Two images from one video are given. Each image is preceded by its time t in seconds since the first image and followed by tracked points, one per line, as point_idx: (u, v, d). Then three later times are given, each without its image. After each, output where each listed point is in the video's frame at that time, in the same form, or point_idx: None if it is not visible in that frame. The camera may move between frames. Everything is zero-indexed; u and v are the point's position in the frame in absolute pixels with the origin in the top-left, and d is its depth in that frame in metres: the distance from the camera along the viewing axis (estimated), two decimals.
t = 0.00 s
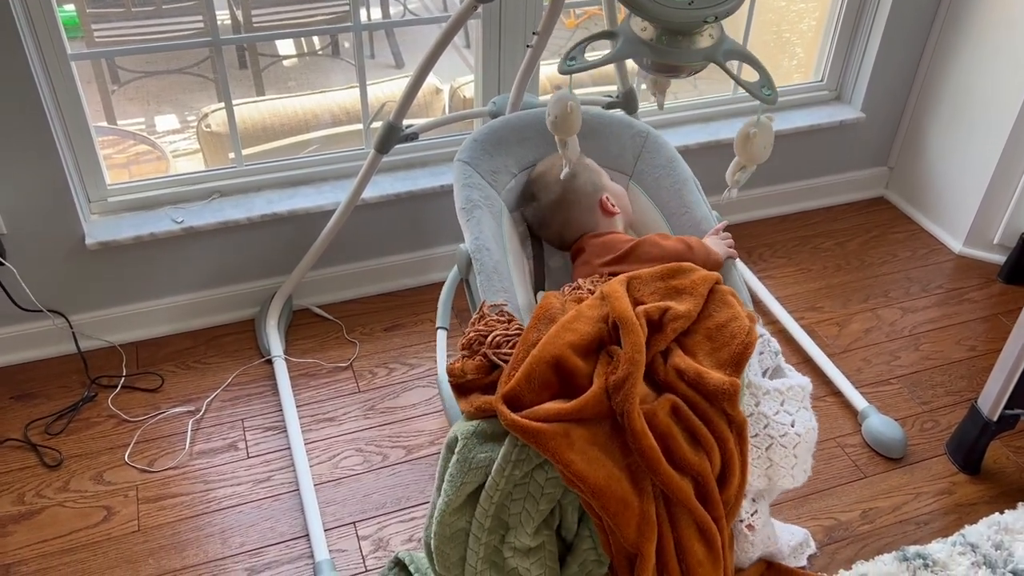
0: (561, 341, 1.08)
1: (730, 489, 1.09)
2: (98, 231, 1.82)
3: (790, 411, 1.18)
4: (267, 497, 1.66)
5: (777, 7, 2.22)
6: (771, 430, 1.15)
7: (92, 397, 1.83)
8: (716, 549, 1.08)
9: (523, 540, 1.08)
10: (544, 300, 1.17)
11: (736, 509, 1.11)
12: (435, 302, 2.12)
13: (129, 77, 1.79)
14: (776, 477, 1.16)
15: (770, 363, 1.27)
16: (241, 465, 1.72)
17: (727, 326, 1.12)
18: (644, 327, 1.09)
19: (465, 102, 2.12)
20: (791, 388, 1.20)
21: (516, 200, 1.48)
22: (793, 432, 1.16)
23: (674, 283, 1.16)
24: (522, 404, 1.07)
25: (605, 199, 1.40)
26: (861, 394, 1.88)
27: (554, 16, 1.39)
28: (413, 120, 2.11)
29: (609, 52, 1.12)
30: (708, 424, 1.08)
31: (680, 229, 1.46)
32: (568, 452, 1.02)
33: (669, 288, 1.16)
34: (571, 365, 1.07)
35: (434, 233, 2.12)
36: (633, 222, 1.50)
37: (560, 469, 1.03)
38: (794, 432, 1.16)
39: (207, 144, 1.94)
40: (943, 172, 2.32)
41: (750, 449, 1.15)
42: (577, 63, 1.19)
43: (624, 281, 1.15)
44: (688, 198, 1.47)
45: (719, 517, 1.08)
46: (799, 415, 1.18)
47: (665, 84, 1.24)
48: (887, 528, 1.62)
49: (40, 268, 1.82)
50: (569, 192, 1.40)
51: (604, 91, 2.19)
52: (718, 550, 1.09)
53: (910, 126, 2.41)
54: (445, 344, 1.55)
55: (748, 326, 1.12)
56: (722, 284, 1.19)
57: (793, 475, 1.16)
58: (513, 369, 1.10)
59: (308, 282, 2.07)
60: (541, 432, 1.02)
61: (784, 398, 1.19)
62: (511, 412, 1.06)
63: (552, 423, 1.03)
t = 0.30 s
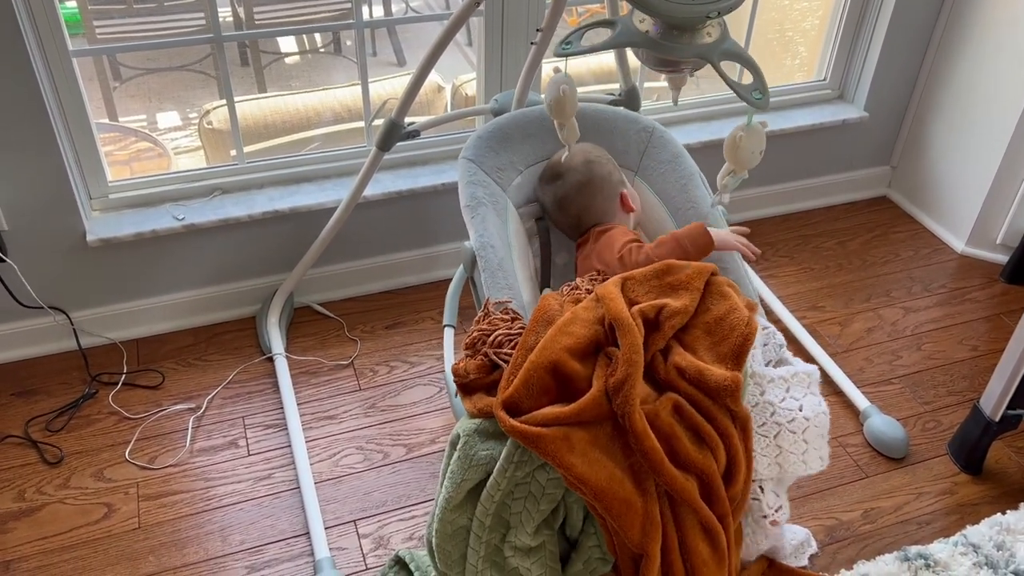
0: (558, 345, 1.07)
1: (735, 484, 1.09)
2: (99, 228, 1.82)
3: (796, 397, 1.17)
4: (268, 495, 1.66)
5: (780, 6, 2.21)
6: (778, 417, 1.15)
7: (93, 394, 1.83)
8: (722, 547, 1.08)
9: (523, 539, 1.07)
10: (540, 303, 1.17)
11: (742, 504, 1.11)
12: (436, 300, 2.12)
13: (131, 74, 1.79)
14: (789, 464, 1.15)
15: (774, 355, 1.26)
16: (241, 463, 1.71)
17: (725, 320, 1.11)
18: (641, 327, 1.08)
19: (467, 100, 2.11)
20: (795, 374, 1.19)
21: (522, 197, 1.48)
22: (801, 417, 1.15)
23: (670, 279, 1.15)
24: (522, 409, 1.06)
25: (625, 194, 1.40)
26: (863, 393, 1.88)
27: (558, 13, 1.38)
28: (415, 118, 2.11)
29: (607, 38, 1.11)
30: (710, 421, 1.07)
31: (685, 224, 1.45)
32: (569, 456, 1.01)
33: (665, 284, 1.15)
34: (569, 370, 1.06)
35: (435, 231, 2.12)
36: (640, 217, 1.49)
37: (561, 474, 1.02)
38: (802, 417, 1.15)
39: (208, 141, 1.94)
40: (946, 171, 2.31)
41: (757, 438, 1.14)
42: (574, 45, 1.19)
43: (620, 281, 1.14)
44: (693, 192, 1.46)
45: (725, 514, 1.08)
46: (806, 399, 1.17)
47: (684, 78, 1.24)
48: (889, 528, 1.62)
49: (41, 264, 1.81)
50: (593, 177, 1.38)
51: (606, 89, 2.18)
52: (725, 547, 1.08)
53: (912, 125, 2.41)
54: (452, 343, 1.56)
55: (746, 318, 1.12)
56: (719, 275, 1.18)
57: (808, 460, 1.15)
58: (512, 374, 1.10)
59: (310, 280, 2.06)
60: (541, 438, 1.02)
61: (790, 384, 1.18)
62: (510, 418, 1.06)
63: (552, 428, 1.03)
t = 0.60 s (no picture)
0: (566, 349, 1.08)
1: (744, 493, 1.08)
2: (100, 225, 1.82)
3: (815, 386, 1.17)
4: (269, 492, 1.66)
5: (782, 5, 2.21)
6: (798, 408, 1.14)
7: (94, 391, 1.83)
8: (729, 556, 1.06)
9: (526, 542, 1.08)
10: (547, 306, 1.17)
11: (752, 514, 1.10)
12: (437, 298, 2.12)
13: (133, 71, 1.79)
14: (819, 451, 1.13)
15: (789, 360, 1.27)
16: (243, 460, 1.71)
17: (732, 324, 1.12)
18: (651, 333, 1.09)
19: (469, 98, 2.11)
20: (810, 365, 1.19)
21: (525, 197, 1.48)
22: (823, 404, 1.14)
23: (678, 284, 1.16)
24: (529, 414, 1.07)
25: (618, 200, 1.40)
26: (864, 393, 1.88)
27: (560, 13, 1.38)
28: (417, 116, 2.11)
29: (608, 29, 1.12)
30: (719, 428, 1.07)
31: (687, 224, 1.45)
32: (576, 460, 1.02)
33: (673, 291, 1.16)
34: (577, 374, 1.07)
35: (437, 229, 2.12)
36: (642, 216, 1.49)
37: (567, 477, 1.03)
38: (823, 404, 1.14)
39: (210, 138, 1.94)
40: (948, 170, 2.31)
41: (778, 432, 1.14)
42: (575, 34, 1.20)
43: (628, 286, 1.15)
44: (695, 191, 1.46)
45: (732, 521, 1.07)
46: (825, 387, 1.16)
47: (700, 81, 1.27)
48: (890, 528, 1.62)
49: (43, 260, 1.82)
50: (589, 181, 1.38)
51: (608, 87, 2.18)
52: (733, 556, 1.07)
53: (914, 125, 2.40)
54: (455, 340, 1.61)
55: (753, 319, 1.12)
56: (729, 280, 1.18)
57: (833, 445, 1.13)
58: (519, 378, 1.10)
59: (311, 278, 2.06)
60: (548, 441, 1.02)
61: (807, 375, 1.18)
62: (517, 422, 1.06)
63: (559, 432, 1.03)
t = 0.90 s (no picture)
0: (597, 366, 1.08)
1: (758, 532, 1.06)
2: (101, 222, 1.82)
3: (833, 417, 1.15)
4: (269, 490, 1.65)
5: (783, 3, 2.20)
6: (818, 439, 1.12)
7: (94, 389, 1.83)
8: None
9: (532, 554, 1.07)
10: (574, 312, 1.16)
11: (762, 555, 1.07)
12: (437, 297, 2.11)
13: (133, 69, 1.79)
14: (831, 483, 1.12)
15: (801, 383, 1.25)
16: (243, 459, 1.71)
17: (765, 355, 1.11)
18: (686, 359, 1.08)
19: (470, 96, 2.11)
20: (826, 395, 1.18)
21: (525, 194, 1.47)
22: (842, 436, 1.12)
23: (713, 307, 1.15)
24: (552, 431, 1.07)
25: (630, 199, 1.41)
26: (865, 392, 1.88)
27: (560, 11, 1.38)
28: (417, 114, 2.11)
29: (610, 22, 1.14)
30: (741, 461, 1.06)
31: (685, 226, 1.45)
32: (595, 483, 1.02)
33: (708, 314, 1.15)
34: (606, 394, 1.07)
35: (437, 228, 2.12)
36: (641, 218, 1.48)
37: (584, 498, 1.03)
38: (842, 436, 1.12)
39: (210, 136, 1.94)
40: (949, 170, 2.31)
41: (796, 461, 1.11)
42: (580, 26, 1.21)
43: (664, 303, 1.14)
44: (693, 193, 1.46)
45: (742, 555, 1.05)
46: (842, 417, 1.15)
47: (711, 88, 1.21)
48: (890, 528, 1.62)
49: (44, 258, 1.81)
50: (592, 175, 1.38)
51: (609, 86, 2.18)
52: None
53: (915, 124, 2.40)
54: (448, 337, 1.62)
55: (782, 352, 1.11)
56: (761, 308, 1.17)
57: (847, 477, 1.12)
58: (545, 393, 1.10)
59: (312, 276, 2.06)
60: (569, 461, 1.03)
61: (826, 405, 1.16)
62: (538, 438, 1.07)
63: (580, 452, 1.04)
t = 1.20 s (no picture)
0: (613, 375, 1.06)
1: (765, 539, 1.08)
2: (99, 221, 1.82)
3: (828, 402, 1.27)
4: (267, 488, 1.66)
5: (781, 2, 2.21)
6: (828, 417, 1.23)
7: (92, 387, 1.83)
8: None
9: (544, 563, 1.08)
10: (583, 316, 1.14)
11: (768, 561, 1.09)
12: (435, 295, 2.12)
13: (130, 67, 1.79)
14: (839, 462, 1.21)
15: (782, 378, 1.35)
16: (241, 457, 1.72)
17: (772, 355, 1.13)
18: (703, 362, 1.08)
19: (468, 95, 2.11)
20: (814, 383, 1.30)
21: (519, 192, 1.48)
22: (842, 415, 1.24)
23: (720, 306, 1.16)
24: (568, 440, 1.06)
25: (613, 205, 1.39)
26: (861, 390, 1.89)
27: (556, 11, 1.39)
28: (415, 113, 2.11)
29: (609, 14, 1.16)
30: (753, 468, 1.07)
31: (679, 228, 1.46)
32: (612, 494, 1.02)
33: (716, 312, 1.15)
34: (623, 402, 1.06)
35: (435, 226, 2.12)
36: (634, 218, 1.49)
37: (600, 509, 1.03)
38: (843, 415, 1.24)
39: (208, 134, 1.94)
40: (946, 168, 2.32)
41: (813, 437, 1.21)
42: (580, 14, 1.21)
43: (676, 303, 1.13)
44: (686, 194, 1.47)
45: (754, 563, 1.06)
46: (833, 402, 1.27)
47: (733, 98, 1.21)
48: (886, 525, 1.62)
49: (42, 256, 1.81)
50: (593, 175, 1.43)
51: (607, 85, 2.18)
52: None
53: (912, 123, 2.41)
54: (439, 335, 1.62)
55: (786, 352, 1.14)
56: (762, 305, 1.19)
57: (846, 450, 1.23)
58: (559, 400, 1.09)
59: (310, 274, 2.06)
60: (586, 472, 1.02)
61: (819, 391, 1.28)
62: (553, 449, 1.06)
63: (597, 462, 1.03)
